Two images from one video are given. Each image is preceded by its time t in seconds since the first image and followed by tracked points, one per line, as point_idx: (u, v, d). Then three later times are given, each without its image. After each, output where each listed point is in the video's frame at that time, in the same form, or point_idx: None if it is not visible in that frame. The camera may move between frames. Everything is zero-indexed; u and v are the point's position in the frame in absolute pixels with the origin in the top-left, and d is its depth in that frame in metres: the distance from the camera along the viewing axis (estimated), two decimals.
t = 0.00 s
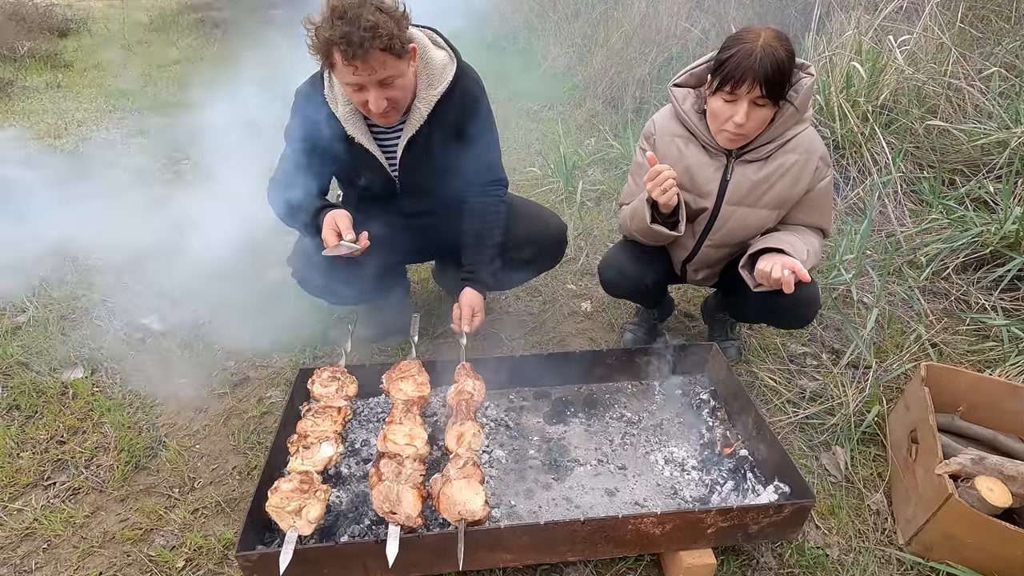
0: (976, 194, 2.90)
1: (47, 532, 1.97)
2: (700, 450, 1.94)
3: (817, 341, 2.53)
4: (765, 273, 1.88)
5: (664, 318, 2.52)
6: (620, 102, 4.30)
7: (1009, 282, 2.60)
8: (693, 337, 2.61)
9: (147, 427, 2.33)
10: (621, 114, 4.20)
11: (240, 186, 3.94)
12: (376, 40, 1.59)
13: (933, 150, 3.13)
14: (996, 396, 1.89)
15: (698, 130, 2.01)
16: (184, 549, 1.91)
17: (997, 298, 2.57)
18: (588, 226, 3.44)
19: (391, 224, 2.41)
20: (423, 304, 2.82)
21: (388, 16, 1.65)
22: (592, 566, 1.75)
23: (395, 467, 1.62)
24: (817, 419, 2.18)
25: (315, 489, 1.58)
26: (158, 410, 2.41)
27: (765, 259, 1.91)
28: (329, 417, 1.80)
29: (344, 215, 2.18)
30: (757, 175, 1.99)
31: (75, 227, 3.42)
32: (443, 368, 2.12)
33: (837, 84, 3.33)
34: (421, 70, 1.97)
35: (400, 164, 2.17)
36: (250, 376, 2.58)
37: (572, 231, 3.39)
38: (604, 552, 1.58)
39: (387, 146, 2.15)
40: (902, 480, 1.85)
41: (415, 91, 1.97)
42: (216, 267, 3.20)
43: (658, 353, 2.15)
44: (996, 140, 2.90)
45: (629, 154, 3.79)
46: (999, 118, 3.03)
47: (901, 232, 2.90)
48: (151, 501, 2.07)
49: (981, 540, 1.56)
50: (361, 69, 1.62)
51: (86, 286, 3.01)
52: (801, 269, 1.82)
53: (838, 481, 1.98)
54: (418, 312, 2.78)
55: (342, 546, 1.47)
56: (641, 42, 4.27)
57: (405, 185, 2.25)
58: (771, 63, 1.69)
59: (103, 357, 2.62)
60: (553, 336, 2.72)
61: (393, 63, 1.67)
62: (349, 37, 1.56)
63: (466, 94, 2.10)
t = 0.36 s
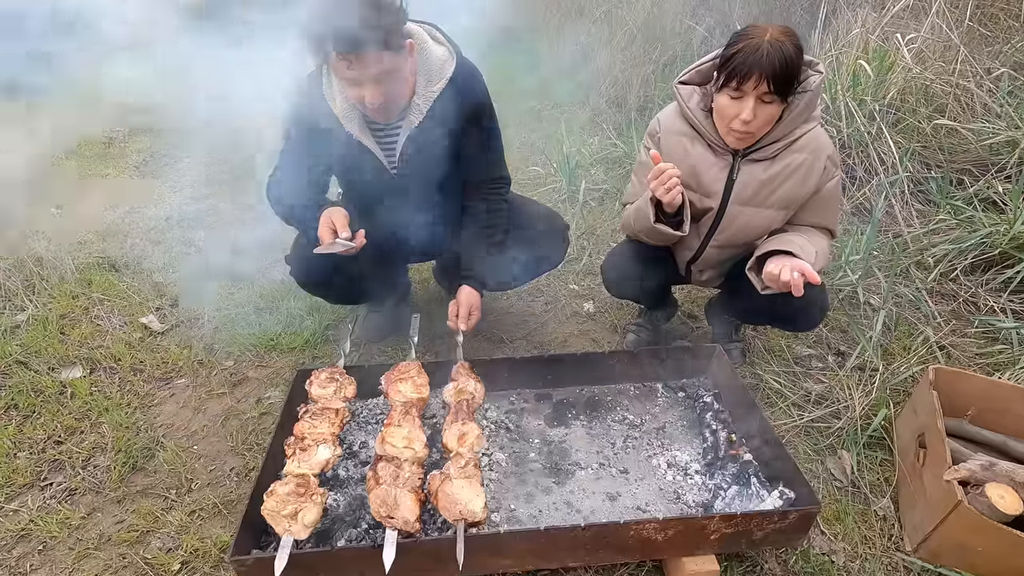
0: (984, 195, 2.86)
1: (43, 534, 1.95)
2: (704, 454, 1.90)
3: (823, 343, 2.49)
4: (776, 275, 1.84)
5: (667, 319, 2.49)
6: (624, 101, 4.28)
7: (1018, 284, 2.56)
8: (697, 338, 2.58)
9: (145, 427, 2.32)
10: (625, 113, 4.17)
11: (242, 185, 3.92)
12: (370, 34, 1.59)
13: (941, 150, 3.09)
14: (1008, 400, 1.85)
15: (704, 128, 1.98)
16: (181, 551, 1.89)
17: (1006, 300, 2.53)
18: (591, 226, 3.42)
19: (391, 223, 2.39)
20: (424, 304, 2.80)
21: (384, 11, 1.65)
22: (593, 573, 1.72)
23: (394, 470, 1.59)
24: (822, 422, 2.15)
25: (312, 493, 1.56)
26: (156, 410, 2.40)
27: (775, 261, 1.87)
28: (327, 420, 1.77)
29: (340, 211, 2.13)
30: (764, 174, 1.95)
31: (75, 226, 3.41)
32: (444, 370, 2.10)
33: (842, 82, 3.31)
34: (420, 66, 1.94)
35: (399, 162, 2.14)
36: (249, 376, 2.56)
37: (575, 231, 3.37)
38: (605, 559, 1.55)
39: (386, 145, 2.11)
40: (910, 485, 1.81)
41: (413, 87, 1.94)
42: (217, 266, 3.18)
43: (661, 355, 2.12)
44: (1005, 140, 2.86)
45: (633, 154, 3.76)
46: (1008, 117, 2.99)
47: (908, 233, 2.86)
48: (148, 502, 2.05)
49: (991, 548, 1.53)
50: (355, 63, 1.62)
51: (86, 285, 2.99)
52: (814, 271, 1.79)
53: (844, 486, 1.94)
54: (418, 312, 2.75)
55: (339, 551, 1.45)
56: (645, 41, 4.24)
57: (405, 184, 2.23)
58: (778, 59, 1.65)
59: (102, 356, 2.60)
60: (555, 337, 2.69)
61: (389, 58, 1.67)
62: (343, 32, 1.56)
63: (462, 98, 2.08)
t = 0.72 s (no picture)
0: (990, 197, 2.82)
1: (39, 536, 1.95)
2: (703, 460, 1.88)
3: (825, 347, 2.47)
4: (778, 278, 1.82)
5: (668, 322, 2.47)
6: (627, 102, 4.27)
7: None
8: (698, 341, 2.56)
9: (143, 429, 2.31)
10: (628, 114, 4.15)
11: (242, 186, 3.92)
12: (366, 36, 1.57)
13: (947, 151, 3.05)
14: (1013, 406, 1.82)
15: (704, 130, 1.95)
16: (176, 555, 1.88)
17: (1012, 303, 2.49)
18: (592, 227, 3.39)
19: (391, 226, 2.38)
20: (424, 305, 2.78)
21: (380, 13, 1.63)
22: None
23: (389, 474, 1.58)
24: (824, 427, 2.13)
25: (307, 498, 1.55)
26: (154, 411, 2.39)
27: (777, 263, 1.85)
28: (323, 423, 1.75)
29: (336, 214, 2.11)
30: (765, 176, 1.93)
31: (76, 226, 3.41)
32: (442, 372, 2.08)
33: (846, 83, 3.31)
34: (419, 68, 1.93)
35: (397, 164, 2.13)
36: (247, 378, 2.55)
37: (576, 232, 3.35)
38: (603, 565, 1.54)
39: (384, 147, 2.11)
40: (913, 491, 1.79)
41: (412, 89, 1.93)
42: (217, 267, 3.18)
43: (661, 359, 2.10)
44: (1011, 141, 2.81)
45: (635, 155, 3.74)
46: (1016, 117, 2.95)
47: (913, 235, 2.83)
48: (145, 505, 2.04)
49: (995, 557, 1.50)
50: (352, 64, 1.61)
51: (86, 286, 2.99)
52: (816, 273, 1.76)
53: (845, 492, 1.92)
54: (417, 314, 2.74)
55: (333, 557, 1.44)
56: (648, 41, 4.21)
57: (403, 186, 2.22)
58: (778, 59, 1.63)
59: (101, 357, 2.60)
60: (555, 339, 2.67)
61: (385, 61, 1.65)
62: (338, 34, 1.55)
63: (469, 95, 2.08)
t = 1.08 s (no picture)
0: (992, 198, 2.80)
1: (32, 537, 1.94)
2: (699, 463, 1.87)
3: (824, 349, 2.45)
4: (774, 279, 1.80)
5: (665, 323, 2.45)
6: (628, 102, 4.25)
7: None
8: (696, 343, 2.54)
9: (138, 430, 2.30)
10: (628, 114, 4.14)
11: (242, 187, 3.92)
12: (360, 39, 1.56)
13: (949, 152, 3.03)
14: (1012, 410, 1.80)
15: (699, 129, 1.94)
16: (169, 556, 1.88)
17: (1013, 306, 2.47)
18: (591, 229, 3.38)
19: (385, 227, 2.37)
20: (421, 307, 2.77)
21: (375, 17, 1.63)
22: None
23: (380, 477, 1.57)
24: (822, 431, 2.11)
25: (297, 500, 1.53)
26: (150, 412, 2.38)
27: (773, 264, 1.83)
28: (315, 425, 1.75)
29: (328, 215, 2.10)
30: (761, 176, 1.92)
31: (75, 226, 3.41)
32: (437, 375, 2.07)
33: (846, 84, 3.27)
34: (413, 69, 1.93)
35: (392, 167, 2.12)
36: (243, 379, 2.54)
37: (575, 233, 3.34)
38: (595, 571, 1.52)
39: (378, 148, 2.10)
40: (910, 496, 1.77)
41: (408, 91, 1.93)
42: (215, 267, 3.17)
43: (657, 361, 2.08)
44: (1014, 142, 2.79)
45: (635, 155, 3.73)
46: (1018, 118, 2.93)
47: (914, 236, 2.81)
48: (138, 506, 2.03)
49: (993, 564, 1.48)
50: (346, 68, 1.60)
51: (84, 286, 2.99)
52: (812, 275, 1.75)
53: (843, 496, 1.90)
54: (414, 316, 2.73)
55: (324, 561, 1.43)
56: (649, 42, 4.20)
57: (398, 189, 2.21)
58: (773, 58, 1.62)
59: (98, 357, 2.60)
60: (552, 341, 2.66)
61: (379, 65, 1.64)
62: (333, 37, 1.54)
63: (466, 97, 2.06)
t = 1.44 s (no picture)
0: (993, 201, 2.79)
1: (31, 536, 1.95)
2: (694, 465, 1.87)
3: (822, 351, 2.45)
4: (769, 283, 1.81)
5: (663, 325, 2.45)
6: (629, 103, 4.25)
7: None
8: (693, 345, 2.55)
9: (137, 429, 2.32)
10: (629, 115, 4.14)
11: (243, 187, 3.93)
12: (356, 41, 1.57)
13: (949, 154, 3.02)
14: (1009, 414, 1.80)
15: (696, 134, 1.94)
16: (166, 556, 1.89)
17: (1012, 308, 2.47)
18: (590, 230, 3.38)
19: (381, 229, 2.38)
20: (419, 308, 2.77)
21: (372, 20, 1.64)
22: None
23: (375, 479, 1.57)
24: (819, 433, 2.11)
25: (292, 501, 1.54)
26: (149, 412, 2.39)
27: (769, 268, 1.84)
28: (311, 426, 1.75)
29: (323, 215, 2.10)
30: (757, 180, 1.92)
31: (77, 226, 3.43)
32: (434, 376, 2.08)
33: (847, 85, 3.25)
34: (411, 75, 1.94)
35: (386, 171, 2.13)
36: (242, 379, 2.55)
37: (575, 235, 3.34)
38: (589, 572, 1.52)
39: (374, 152, 2.11)
40: (905, 499, 1.77)
41: (403, 97, 1.94)
42: (215, 267, 3.18)
43: (653, 363, 2.08)
44: (1015, 144, 2.79)
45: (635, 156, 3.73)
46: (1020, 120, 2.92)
47: (913, 239, 2.80)
48: (136, 506, 2.04)
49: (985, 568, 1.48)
50: (341, 69, 1.60)
51: (85, 286, 3.00)
52: (807, 280, 1.75)
53: (838, 499, 1.90)
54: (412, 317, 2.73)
55: (318, 561, 1.44)
56: (650, 43, 4.20)
57: (391, 192, 2.22)
58: (767, 64, 1.62)
59: (98, 357, 2.61)
60: (550, 342, 2.66)
61: (374, 67, 1.65)
62: (329, 37, 1.55)
63: (461, 104, 2.06)
